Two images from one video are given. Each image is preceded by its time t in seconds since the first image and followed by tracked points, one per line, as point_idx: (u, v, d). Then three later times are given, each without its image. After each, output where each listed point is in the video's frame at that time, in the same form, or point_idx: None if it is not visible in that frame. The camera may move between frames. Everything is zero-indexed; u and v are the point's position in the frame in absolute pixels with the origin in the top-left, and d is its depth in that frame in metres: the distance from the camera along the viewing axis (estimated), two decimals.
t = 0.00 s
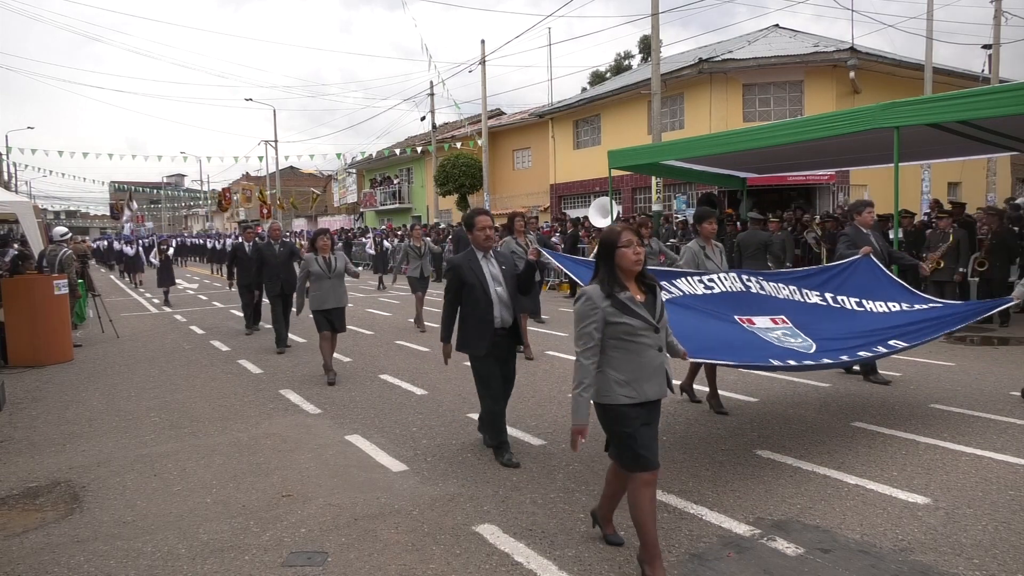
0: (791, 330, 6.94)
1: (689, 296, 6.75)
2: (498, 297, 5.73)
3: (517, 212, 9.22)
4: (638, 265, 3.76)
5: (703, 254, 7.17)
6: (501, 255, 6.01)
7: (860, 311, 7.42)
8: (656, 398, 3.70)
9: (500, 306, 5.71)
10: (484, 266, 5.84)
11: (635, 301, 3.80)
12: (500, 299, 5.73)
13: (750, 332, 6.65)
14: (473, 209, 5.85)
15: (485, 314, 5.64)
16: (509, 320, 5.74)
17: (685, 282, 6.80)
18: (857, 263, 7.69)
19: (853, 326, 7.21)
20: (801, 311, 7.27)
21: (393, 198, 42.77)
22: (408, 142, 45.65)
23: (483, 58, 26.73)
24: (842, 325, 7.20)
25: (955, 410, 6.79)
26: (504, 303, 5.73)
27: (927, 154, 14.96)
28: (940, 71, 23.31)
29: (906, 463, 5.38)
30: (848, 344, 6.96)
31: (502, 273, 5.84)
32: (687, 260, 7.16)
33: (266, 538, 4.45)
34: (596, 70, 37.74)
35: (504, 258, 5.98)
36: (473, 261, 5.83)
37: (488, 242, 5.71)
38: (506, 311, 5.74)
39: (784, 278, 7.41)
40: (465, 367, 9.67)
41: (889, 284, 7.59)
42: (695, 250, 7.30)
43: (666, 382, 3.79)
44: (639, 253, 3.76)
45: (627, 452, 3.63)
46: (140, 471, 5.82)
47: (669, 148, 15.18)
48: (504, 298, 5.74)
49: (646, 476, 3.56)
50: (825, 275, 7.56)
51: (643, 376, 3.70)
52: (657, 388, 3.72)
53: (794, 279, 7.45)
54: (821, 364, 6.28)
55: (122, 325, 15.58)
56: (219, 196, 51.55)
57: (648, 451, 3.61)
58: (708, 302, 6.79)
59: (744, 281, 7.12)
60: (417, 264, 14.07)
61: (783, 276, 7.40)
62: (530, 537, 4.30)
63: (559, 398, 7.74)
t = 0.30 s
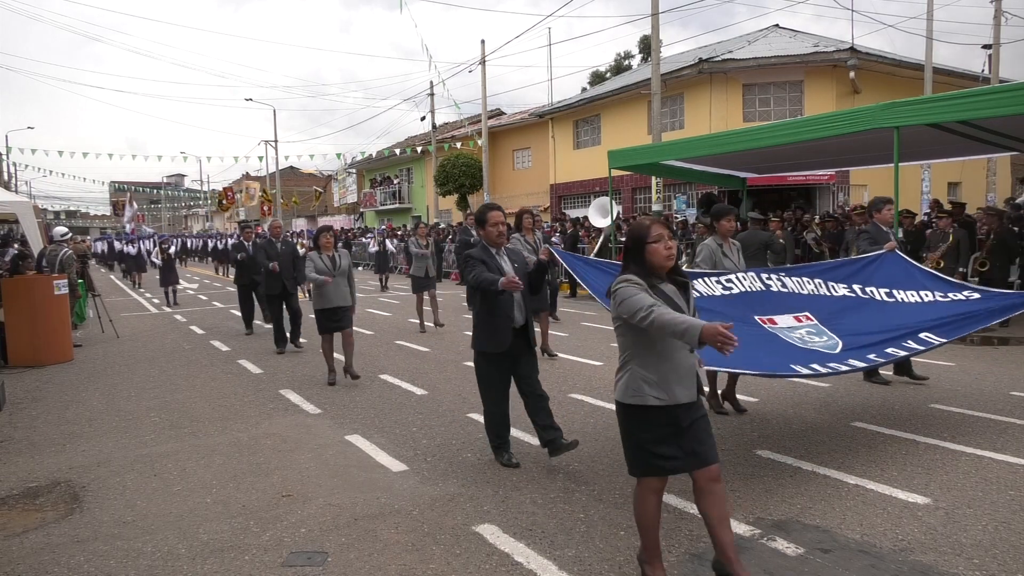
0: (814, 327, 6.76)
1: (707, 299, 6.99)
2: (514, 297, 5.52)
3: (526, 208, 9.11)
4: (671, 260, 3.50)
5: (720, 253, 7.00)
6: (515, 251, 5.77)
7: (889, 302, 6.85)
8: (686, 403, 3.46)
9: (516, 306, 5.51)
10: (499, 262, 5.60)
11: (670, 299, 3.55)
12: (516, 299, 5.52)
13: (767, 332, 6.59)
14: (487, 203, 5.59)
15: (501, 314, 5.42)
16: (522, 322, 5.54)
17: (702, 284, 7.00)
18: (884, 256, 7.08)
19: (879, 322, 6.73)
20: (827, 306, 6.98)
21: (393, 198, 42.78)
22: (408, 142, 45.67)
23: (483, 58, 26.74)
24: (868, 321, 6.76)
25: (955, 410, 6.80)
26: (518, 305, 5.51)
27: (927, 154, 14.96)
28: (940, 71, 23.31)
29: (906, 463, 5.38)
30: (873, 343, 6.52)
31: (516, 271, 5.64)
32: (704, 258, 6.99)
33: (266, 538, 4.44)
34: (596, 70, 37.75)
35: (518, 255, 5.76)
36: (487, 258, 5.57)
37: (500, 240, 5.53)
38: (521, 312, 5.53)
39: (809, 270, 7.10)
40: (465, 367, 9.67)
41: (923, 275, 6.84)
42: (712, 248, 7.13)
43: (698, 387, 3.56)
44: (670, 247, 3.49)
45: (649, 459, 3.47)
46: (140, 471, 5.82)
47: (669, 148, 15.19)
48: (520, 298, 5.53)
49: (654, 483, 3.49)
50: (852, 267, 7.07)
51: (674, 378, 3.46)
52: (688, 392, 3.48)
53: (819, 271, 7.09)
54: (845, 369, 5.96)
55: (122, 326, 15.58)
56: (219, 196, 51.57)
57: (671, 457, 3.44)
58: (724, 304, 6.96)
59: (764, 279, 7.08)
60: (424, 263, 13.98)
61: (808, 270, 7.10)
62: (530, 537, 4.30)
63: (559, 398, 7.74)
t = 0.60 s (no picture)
0: (846, 328, 6.49)
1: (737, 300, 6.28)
2: (533, 301, 5.26)
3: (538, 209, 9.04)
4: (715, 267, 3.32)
5: (741, 256, 6.67)
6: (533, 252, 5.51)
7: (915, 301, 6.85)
8: (731, 420, 3.25)
9: (535, 312, 5.25)
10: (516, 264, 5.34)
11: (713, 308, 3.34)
12: (534, 304, 5.26)
13: (808, 339, 6.12)
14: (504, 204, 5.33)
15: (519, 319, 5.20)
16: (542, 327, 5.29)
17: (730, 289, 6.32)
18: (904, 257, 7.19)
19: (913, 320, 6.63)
20: (853, 307, 6.74)
21: (393, 198, 42.80)
22: (408, 142, 45.70)
23: (483, 58, 26.74)
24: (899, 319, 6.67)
25: (955, 410, 6.79)
26: (537, 309, 5.27)
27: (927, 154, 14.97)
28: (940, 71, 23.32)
29: (907, 463, 5.38)
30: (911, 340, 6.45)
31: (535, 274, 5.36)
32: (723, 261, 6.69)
33: (266, 538, 4.45)
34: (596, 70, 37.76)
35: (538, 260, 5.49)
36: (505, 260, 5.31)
37: (519, 244, 5.27)
38: (540, 317, 5.28)
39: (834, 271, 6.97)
40: (465, 367, 9.66)
41: (947, 275, 6.99)
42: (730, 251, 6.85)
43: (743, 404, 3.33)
44: (715, 254, 3.32)
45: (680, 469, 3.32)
46: (140, 471, 5.82)
47: (669, 148, 15.18)
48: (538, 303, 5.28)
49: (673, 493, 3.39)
50: (873, 269, 7.11)
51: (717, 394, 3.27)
52: (733, 410, 3.26)
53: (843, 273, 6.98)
54: (883, 374, 5.80)
55: (122, 326, 15.58)
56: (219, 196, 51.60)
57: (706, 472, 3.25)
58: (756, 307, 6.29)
59: (788, 281, 6.63)
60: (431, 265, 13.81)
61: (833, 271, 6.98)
62: (530, 537, 4.30)
63: (559, 398, 7.74)
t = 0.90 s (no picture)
0: (872, 334, 6.42)
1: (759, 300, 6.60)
2: (552, 301, 5.12)
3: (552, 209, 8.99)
4: (771, 264, 3.08)
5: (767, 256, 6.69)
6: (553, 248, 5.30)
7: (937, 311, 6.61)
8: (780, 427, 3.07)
9: (554, 312, 5.12)
10: (534, 263, 5.15)
11: (762, 308, 3.12)
12: (553, 304, 5.12)
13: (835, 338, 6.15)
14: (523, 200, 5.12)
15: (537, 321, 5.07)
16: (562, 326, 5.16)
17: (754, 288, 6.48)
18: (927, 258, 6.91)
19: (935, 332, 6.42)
20: (879, 309, 6.65)
21: (393, 198, 42.81)
22: (408, 142, 45.72)
23: (483, 58, 26.75)
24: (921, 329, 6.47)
25: (954, 410, 6.80)
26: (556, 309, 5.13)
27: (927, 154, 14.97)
28: (940, 71, 23.32)
29: (906, 462, 5.38)
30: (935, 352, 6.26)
31: (555, 273, 5.19)
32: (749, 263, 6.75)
33: (266, 538, 4.44)
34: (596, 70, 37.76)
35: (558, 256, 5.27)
36: (523, 258, 5.13)
37: (541, 239, 5.05)
38: (559, 316, 5.14)
39: (859, 270, 6.77)
40: (465, 367, 9.66)
41: (969, 282, 6.72)
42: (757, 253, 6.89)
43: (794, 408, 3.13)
44: (772, 247, 3.09)
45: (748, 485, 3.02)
46: (140, 471, 5.82)
47: (669, 148, 15.19)
48: (558, 303, 5.14)
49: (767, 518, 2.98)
50: (898, 268, 6.85)
51: (770, 399, 3.06)
52: (786, 414, 3.08)
53: (867, 272, 6.76)
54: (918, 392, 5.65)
55: (122, 326, 15.58)
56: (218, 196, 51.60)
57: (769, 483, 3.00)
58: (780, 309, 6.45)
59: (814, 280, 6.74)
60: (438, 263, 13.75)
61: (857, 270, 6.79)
62: (530, 537, 4.30)
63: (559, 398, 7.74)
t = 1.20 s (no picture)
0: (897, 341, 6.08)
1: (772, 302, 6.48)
2: (570, 310, 4.77)
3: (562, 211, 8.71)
4: (821, 274, 2.92)
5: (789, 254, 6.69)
6: (574, 253, 4.98)
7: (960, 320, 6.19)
8: (838, 450, 2.87)
9: (572, 321, 4.77)
10: (551, 269, 4.84)
11: (815, 321, 2.93)
12: (572, 313, 4.77)
13: (854, 345, 5.92)
14: (543, 202, 4.84)
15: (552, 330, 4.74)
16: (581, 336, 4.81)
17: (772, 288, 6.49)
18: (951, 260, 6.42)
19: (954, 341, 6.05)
20: (901, 319, 6.28)
21: (393, 198, 42.82)
22: (408, 142, 45.72)
23: (483, 58, 26.75)
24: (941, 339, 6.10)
25: (954, 410, 6.80)
26: (575, 317, 4.78)
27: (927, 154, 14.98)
28: (940, 71, 23.31)
29: (907, 463, 5.38)
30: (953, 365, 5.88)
31: (574, 280, 4.85)
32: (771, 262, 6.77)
33: (266, 538, 4.44)
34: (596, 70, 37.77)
35: (579, 261, 4.95)
36: (540, 264, 4.83)
37: (560, 245, 4.74)
38: (579, 326, 4.80)
39: (880, 276, 6.45)
40: (465, 367, 9.66)
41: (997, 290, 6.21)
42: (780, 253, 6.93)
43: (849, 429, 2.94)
44: (823, 256, 2.93)
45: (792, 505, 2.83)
46: (140, 471, 5.82)
47: (669, 148, 15.19)
48: (577, 312, 4.78)
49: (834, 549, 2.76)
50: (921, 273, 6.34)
51: (827, 420, 2.86)
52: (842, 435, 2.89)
53: (888, 278, 6.40)
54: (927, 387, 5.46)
55: (122, 326, 15.58)
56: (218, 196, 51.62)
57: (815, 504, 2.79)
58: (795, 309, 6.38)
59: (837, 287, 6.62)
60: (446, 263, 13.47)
61: (878, 276, 6.47)
62: (530, 537, 4.30)
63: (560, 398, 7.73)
